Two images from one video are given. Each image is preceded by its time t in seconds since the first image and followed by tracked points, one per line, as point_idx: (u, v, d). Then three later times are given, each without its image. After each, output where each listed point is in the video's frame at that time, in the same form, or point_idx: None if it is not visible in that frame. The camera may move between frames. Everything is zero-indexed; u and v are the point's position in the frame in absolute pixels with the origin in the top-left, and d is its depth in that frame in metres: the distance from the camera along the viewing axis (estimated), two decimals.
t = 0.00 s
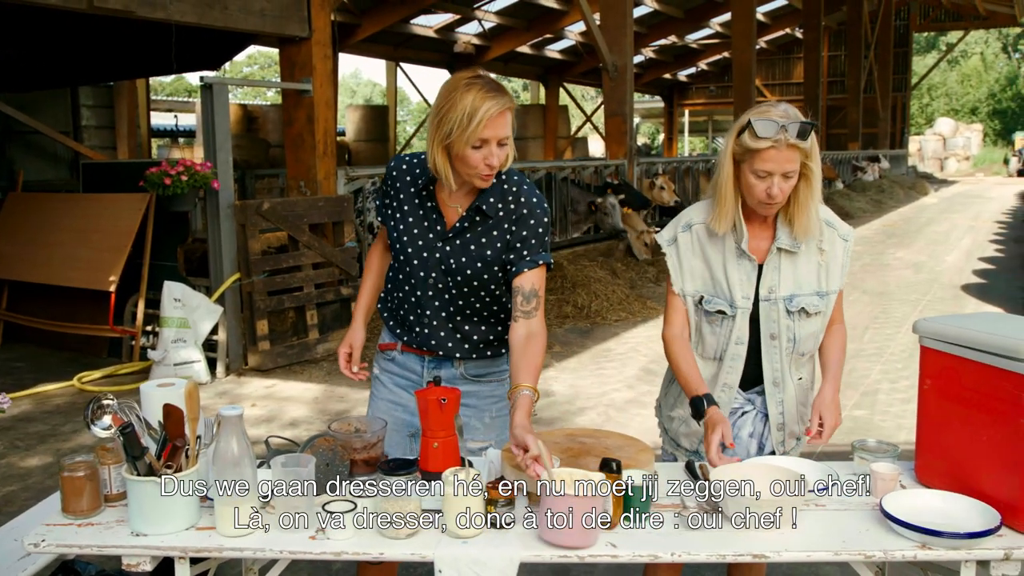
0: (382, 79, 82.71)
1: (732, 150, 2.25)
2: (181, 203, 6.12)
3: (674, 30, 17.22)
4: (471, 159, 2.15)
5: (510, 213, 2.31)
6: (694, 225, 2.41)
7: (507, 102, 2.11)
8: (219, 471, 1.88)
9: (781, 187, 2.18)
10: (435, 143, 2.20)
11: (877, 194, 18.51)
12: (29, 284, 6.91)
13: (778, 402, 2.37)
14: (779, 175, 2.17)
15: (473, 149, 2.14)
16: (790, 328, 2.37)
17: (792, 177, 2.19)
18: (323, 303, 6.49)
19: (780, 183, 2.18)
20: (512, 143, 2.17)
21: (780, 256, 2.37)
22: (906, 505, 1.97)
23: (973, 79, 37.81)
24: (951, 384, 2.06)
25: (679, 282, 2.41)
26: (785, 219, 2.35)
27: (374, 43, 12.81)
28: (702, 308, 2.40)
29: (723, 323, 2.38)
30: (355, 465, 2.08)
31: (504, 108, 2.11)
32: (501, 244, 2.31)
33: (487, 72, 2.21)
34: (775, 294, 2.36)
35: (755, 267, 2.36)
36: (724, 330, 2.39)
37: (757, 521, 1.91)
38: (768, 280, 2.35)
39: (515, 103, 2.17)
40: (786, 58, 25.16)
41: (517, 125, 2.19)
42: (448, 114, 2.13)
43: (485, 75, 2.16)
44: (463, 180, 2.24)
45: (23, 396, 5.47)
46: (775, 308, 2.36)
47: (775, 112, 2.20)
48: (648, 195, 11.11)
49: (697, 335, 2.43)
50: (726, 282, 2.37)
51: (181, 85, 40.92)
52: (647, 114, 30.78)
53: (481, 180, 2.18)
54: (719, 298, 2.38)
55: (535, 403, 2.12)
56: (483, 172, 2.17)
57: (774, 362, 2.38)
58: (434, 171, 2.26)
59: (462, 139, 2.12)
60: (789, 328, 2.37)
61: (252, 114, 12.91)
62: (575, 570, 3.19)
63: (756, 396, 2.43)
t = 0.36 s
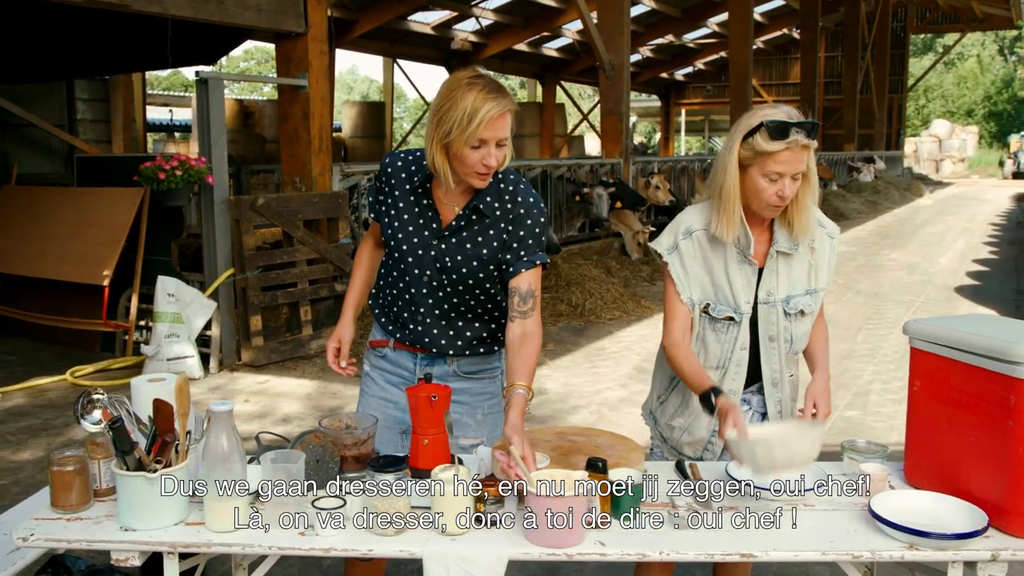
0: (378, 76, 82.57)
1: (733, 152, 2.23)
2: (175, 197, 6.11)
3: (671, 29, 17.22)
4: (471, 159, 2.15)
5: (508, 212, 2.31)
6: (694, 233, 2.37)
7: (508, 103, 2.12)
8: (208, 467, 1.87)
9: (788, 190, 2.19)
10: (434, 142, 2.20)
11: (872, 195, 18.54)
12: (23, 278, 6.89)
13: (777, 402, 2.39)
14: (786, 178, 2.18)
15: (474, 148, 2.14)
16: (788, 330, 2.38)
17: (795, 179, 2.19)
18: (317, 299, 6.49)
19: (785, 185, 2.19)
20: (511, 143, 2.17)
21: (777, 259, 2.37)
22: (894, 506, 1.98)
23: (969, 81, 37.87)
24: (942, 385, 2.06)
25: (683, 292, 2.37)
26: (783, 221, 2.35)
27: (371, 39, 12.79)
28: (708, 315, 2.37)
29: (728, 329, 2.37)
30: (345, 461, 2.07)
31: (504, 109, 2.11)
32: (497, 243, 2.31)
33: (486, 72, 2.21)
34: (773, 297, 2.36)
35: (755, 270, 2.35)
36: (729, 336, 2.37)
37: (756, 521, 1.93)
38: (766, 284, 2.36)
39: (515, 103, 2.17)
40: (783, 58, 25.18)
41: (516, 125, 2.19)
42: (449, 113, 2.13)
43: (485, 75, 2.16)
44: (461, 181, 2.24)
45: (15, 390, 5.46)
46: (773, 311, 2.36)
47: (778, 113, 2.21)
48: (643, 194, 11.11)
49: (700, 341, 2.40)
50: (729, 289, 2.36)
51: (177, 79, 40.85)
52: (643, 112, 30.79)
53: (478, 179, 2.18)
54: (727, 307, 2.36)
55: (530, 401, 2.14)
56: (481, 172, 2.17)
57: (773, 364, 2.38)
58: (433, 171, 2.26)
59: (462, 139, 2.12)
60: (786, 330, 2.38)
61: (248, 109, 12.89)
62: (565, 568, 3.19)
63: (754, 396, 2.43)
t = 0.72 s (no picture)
0: (365, 77, 82.41)
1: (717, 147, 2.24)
2: (158, 199, 6.08)
3: (657, 32, 17.28)
4: (448, 160, 2.15)
5: (490, 214, 2.32)
6: (683, 221, 2.37)
7: (483, 104, 2.13)
8: (185, 471, 1.86)
9: (773, 180, 2.23)
10: (411, 145, 2.20)
11: (856, 198, 18.65)
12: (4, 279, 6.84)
13: (758, 398, 2.41)
14: (776, 169, 2.22)
15: (451, 149, 2.14)
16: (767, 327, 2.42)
17: (776, 171, 2.23)
18: (301, 300, 6.47)
19: (768, 177, 2.23)
20: (489, 144, 2.18)
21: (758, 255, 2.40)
22: (871, 509, 2.00)
23: (952, 86, 38.14)
24: (918, 387, 2.08)
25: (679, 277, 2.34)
26: (763, 217, 2.39)
27: (356, 41, 12.78)
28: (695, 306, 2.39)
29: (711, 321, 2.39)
30: (325, 464, 2.07)
31: (480, 109, 2.12)
32: (480, 246, 2.31)
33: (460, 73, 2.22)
34: (753, 292, 2.39)
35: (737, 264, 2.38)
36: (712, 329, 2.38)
37: (757, 521, 1.96)
38: (748, 278, 2.38)
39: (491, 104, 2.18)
40: (768, 61, 25.30)
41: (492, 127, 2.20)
42: (424, 115, 2.13)
43: (460, 77, 2.17)
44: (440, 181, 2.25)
45: None
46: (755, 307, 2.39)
47: (756, 108, 2.24)
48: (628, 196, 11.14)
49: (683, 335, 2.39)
50: (713, 284, 2.37)
51: (162, 79, 40.63)
52: (629, 115, 30.86)
53: (457, 181, 2.18)
54: (707, 296, 2.38)
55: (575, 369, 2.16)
56: (460, 174, 2.17)
57: (755, 359, 2.39)
58: (411, 173, 2.26)
59: (439, 141, 2.13)
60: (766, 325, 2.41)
61: (233, 110, 12.84)
62: (547, 570, 3.19)
63: (737, 395, 2.42)
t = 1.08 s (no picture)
0: (346, 76, 82.11)
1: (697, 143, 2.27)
2: (137, 199, 6.04)
3: (638, 31, 17.32)
4: (434, 164, 2.15)
5: (470, 217, 2.29)
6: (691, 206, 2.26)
7: (470, 108, 2.12)
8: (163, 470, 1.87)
9: (752, 171, 2.27)
10: (397, 148, 2.20)
11: (836, 196, 18.77)
12: None
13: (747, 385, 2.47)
14: (754, 161, 2.26)
15: (437, 153, 2.14)
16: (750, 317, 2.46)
17: (756, 163, 2.27)
18: (282, 300, 6.45)
19: (748, 169, 2.26)
20: (475, 148, 2.18)
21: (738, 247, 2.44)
22: (846, 504, 2.02)
23: (930, 84, 38.48)
24: (891, 384, 2.10)
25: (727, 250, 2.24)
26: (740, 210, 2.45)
27: (337, 40, 12.74)
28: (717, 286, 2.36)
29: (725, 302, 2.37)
30: (304, 464, 2.07)
31: (467, 114, 2.12)
32: (462, 249, 2.30)
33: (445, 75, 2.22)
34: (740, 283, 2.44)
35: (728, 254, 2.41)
36: (727, 310, 2.37)
37: (757, 521, 1.96)
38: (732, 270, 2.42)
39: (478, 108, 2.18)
40: (748, 60, 25.43)
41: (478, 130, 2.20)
42: (412, 119, 2.13)
43: (446, 80, 2.17)
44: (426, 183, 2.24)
45: None
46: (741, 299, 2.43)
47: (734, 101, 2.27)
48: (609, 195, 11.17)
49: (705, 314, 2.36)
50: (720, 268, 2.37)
51: (142, 78, 40.38)
52: (611, 113, 30.92)
53: (443, 184, 2.19)
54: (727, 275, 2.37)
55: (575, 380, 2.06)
56: (446, 177, 2.17)
57: (744, 348, 2.45)
58: (395, 175, 2.25)
59: (425, 145, 2.13)
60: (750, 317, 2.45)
61: (213, 110, 12.76)
62: (528, 567, 3.20)
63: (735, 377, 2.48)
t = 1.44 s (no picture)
0: (331, 71, 81.77)
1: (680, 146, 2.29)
2: (120, 195, 6.01)
3: (624, 26, 17.33)
4: (408, 163, 2.15)
5: (448, 215, 2.28)
6: (668, 209, 2.29)
7: (446, 108, 2.12)
8: (144, 468, 1.83)
9: (739, 177, 2.25)
10: (374, 146, 2.20)
11: (820, 191, 18.86)
12: None
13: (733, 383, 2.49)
14: (740, 165, 2.24)
15: (412, 153, 2.14)
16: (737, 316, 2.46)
17: (743, 168, 2.25)
18: (266, 296, 6.43)
19: (734, 173, 2.25)
20: (452, 147, 2.18)
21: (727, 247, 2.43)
22: (825, 498, 2.03)
23: (914, 80, 38.70)
24: (872, 378, 2.11)
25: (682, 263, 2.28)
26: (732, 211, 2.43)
27: (322, 34, 12.69)
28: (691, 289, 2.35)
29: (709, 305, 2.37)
30: (286, 460, 2.08)
31: (442, 113, 2.11)
32: (443, 247, 2.30)
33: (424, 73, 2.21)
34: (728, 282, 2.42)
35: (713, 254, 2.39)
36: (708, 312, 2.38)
37: (757, 521, 1.95)
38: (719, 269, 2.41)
39: (456, 107, 2.17)
40: (733, 56, 25.51)
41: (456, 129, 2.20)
42: (387, 117, 2.13)
43: (425, 78, 2.16)
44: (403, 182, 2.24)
45: None
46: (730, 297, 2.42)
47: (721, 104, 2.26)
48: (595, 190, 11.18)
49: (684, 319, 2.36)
50: (702, 269, 2.36)
51: (125, 73, 40.11)
52: (597, 109, 30.94)
53: (419, 183, 2.18)
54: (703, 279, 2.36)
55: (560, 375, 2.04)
56: (421, 176, 2.17)
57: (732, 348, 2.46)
58: (372, 174, 2.26)
59: (399, 143, 2.12)
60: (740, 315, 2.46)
61: (197, 104, 12.69)
62: (512, 561, 3.21)
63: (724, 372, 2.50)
